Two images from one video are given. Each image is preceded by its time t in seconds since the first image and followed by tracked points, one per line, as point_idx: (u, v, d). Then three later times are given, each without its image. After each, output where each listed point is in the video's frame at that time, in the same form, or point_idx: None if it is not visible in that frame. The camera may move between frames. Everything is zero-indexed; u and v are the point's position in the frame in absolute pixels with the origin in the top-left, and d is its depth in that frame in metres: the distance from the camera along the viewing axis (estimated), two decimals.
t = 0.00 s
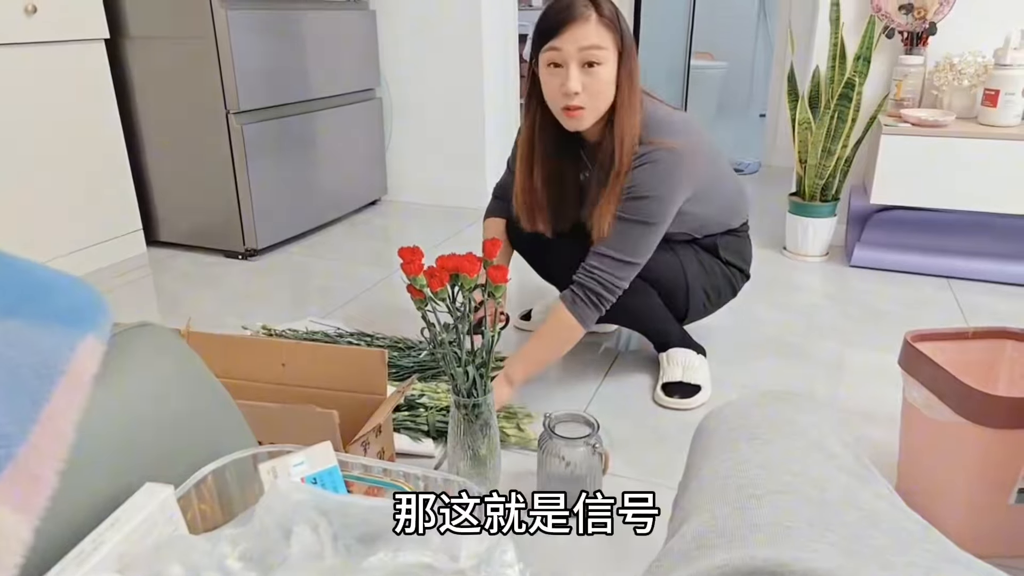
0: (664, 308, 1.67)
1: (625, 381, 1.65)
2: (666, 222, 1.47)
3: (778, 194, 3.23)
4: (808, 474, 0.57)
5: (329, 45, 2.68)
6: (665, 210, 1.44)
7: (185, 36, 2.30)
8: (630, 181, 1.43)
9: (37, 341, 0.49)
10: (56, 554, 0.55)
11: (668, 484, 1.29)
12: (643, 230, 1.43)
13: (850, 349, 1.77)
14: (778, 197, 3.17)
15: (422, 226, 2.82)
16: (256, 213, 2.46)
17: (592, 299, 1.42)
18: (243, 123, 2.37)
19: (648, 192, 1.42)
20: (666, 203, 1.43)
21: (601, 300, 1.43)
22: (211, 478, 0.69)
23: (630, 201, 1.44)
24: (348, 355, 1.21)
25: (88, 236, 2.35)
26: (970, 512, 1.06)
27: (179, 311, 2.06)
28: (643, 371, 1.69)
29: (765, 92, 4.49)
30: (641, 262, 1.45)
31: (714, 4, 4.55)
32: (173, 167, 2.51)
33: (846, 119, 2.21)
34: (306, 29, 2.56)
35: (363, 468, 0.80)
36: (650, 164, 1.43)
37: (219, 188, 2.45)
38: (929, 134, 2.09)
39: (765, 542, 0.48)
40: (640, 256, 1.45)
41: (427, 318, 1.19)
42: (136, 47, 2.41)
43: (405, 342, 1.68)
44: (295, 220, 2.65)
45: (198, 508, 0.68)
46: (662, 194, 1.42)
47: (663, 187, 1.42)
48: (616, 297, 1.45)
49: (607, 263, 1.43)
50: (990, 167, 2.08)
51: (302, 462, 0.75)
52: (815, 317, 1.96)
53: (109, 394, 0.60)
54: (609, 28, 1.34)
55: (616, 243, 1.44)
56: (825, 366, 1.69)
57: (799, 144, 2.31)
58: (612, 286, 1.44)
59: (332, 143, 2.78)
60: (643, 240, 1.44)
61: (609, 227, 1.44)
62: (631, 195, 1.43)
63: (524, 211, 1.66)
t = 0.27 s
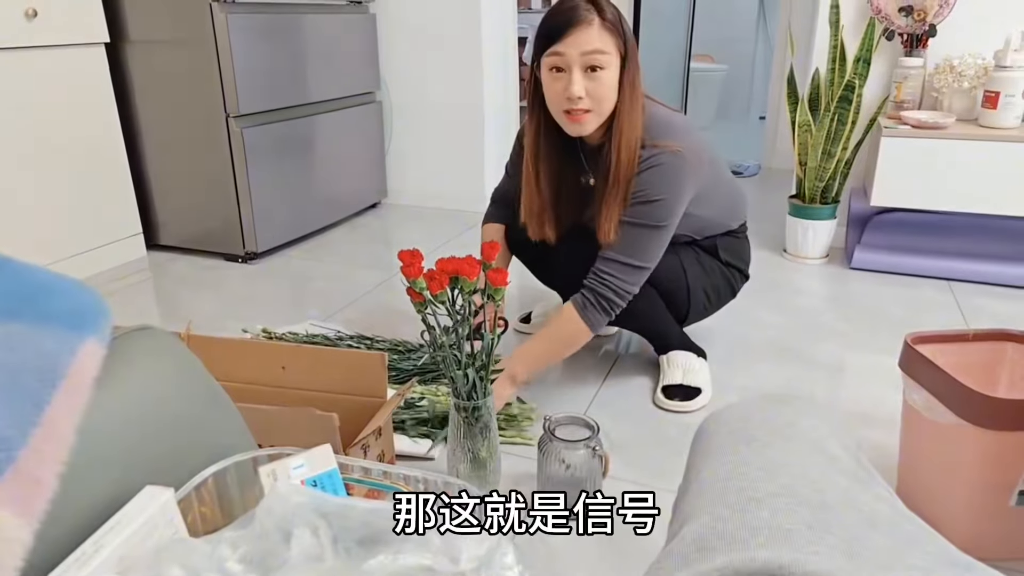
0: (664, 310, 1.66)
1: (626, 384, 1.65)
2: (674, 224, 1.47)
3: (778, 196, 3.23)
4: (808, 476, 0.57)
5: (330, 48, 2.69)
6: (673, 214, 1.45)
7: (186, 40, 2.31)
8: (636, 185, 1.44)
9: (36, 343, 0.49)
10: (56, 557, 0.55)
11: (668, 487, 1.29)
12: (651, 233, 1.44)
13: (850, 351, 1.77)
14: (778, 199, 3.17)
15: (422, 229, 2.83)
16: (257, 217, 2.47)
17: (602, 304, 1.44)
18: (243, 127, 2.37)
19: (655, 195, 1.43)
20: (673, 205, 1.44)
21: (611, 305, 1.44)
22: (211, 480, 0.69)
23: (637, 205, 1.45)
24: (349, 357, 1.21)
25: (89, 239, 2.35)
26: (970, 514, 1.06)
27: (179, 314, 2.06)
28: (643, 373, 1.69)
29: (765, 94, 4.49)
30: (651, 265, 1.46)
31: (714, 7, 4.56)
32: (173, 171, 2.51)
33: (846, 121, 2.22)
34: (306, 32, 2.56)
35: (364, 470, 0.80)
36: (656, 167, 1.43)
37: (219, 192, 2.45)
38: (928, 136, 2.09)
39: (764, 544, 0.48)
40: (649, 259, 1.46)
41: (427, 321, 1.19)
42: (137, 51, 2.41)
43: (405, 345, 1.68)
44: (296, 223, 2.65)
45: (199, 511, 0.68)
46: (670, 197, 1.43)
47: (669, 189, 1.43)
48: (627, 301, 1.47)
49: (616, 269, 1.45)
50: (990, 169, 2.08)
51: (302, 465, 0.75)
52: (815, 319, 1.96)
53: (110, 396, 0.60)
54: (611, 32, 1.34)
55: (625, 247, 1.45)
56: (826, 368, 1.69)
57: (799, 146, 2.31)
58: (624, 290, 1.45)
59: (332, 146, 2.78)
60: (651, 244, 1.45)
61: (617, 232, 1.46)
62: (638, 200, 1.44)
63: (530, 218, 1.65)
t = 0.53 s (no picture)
0: (666, 312, 1.66)
1: (626, 385, 1.65)
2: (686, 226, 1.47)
3: (778, 198, 3.23)
4: (807, 477, 0.57)
5: (330, 50, 2.69)
6: (685, 215, 1.45)
7: (186, 41, 2.31)
8: (646, 189, 1.44)
9: (35, 343, 0.49)
10: (55, 558, 0.55)
11: (668, 488, 1.29)
12: (665, 238, 1.44)
13: (850, 352, 1.77)
14: (778, 201, 3.17)
15: (422, 231, 2.83)
16: (257, 218, 2.47)
17: (623, 311, 1.44)
18: (243, 128, 2.37)
19: (666, 198, 1.43)
20: (682, 207, 1.43)
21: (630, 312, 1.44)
22: (211, 482, 0.69)
23: (648, 209, 1.44)
24: (349, 359, 1.21)
25: (89, 241, 2.35)
26: (971, 515, 1.06)
27: (179, 316, 2.06)
28: (644, 375, 1.69)
29: (765, 96, 4.49)
30: (667, 270, 1.46)
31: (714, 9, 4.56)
32: (173, 173, 2.51)
33: (846, 123, 2.22)
34: (307, 34, 2.57)
35: (365, 472, 0.79)
36: (664, 170, 1.43)
37: (219, 193, 2.45)
38: (927, 138, 2.09)
39: (764, 544, 0.48)
40: (665, 264, 1.46)
41: (427, 322, 1.19)
42: (137, 53, 2.41)
43: (405, 346, 1.68)
44: (296, 224, 2.65)
45: (198, 513, 0.68)
46: (680, 199, 1.43)
47: (678, 192, 1.43)
48: (648, 308, 1.47)
49: (635, 276, 1.45)
50: (991, 170, 2.08)
51: (302, 466, 0.75)
52: (815, 320, 1.96)
53: (110, 397, 0.59)
54: (611, 34, 1.34)
55: (639, 252, 1.45)
56: (826, 369, 1.69)
57: (799, 147, 2.31)
58: (643, 296, 1.45)
59: (333, 147, 2.78)
60: (665, 248, 1.45)
61: (631, 237, 1.46)
62: (650, 204, 1.44)
63: (530, 214, 1.66)
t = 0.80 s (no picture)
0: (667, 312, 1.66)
1: (626, 386, 1.65)
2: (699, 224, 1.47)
3: (778, 199, 3.23)
4: (808, 478, 0.57)
5: (330, 51, 2.69)
6: (698, 213, 1.45)
7: (186, 42, 2.31)
8: (659, 187, 1.45)
9: (36, 344, 0.49)
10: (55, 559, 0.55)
11: (668, 489, 1.29)
12: (681, 236, 1.44)
13: (851, 353, 1.77)
14: (778, 202, 3.17)
15: (422, 231, 2.83)
16: (257, 219, 2.47)
17: (645, 310, 1.44)
18: (243, 129, 2.36)
19: (678, 197, 1.43)
20: (696, 204, 1.44)
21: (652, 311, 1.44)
22: (211, 482, 0.69)
23: (662, 207, 1.45)
24: (349, 360, 1.21)
25: (89, 241, 2.35)
26: (971, 516, 1.06)
27: (179, 316, 2.06)
28: (644, 376, 1.69)
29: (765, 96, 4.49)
30: (686, 268, 1.46)
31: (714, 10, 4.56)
32: (173, 173, 2.51)
33: (846, 124, 2.21)
34: (307, 35, 2.57)
35: (364, 473, 0.79)
36: (675, 169, 1.44)
37: (219, 194, 2.45)
38: (927, 138, 2.09)
39: (765, 545, 0.48)
40: (682, 262, 1.46)
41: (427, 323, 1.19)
42: (137, 53, 2.41)
43: (405, 347, 1.68)
44: (296, 225, 2.65)
45: (198, 513, 0.68)
46: (692, 197, 1.43)
47: (690, 189, 1.43)
48: (670, 307, 1.47)
49: (655, 275, 1.45)
50: (991, 171, 2.08)
51: (302, 466, 0.75)
52: (815, 321, 1.95)
53: (111, 397, 0.60)
54: (618, 32, 1.34)
55: (656, 251, 1.45)
56: (826, 370, 1.69)
57: (799, 148, 2.31)
58: (664, 295, 1.45)
59: (333, 148, 2.78)
60: (681, 246, 1.45)
61: (645, 236, 1.47)
62: (663, 204, 1.44)
63: (530, 217, 1.65)
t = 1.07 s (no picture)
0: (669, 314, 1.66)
1: (626, 387, 1.65)
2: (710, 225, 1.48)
3: (777, 200, 3.23)
4: (807, 480, 0.57)
5: (330, 52, 2.69)
6: (709, 215, 1.45)
7: (186, 43, 2.31)
8: (669, 190, 1.45)
9: (35, 345, 0.49)
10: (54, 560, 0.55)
11: (668, 490, 1.29)
12: (692, 239, 1.45)
13: (850, 354, 1.77)
14: (777, 203, 3.17)
15: (422, 233, 2.83)
16: (257, 220, 2.47)
17: (665, 314, 1.46)
18: (243, 130, 2.37)
19: (687, 200, 1.43)
20: (707, 207, 1.44)
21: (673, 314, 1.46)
22: (211, 484, 0.69)
23: (673, 210, 1.45)
24: (350, 361, 1.21)
25: (88, 242, 2.35)
26: (971, 516, 1.06)
27: (179, 317, 2.06)
28: (644, 377, 1.69)
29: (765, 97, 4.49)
30: (700, 270, 1.48)
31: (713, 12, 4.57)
32: (174, 175, 2.51)
33: (846, 125, 2.21)
34: (307, 36, 2.57)
35: (364, 474, 0.79)
36: (683, 171, 1.44)
37: (219, 195, 2.45)
38: (927, 140, 2.09)
39: (764, 547, 0.48)
40: (695, 264, 1.47)
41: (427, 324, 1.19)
42: (137, 54, 2.41)
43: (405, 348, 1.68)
44: (296, 226, 2.65)
45: (198, 515, 0.68)
46: (702, 200, 1.43)
47: (700, 191, 1.43)
48: (688, 309, 1.49)
49: (671, 279, 1.46)
50: (991, 173, 2.08)
51: (301, 468, 0.75)
52: (815, 323, 1.96)
53: (111, 397, 0.60)
54: (624, 34, 1.34)
55: (670, 254, 1.46)
56: (826, 371, 1.69)
57: (798, 150, 2.31)
58: (682, 298, 1.47)
59: (334, 149, 2.78)
60: (693, 249, 1.45)
61: (658, 238, 1.48)
62: (674, 208, 1.45)
63: (543, 220, 1.66)
